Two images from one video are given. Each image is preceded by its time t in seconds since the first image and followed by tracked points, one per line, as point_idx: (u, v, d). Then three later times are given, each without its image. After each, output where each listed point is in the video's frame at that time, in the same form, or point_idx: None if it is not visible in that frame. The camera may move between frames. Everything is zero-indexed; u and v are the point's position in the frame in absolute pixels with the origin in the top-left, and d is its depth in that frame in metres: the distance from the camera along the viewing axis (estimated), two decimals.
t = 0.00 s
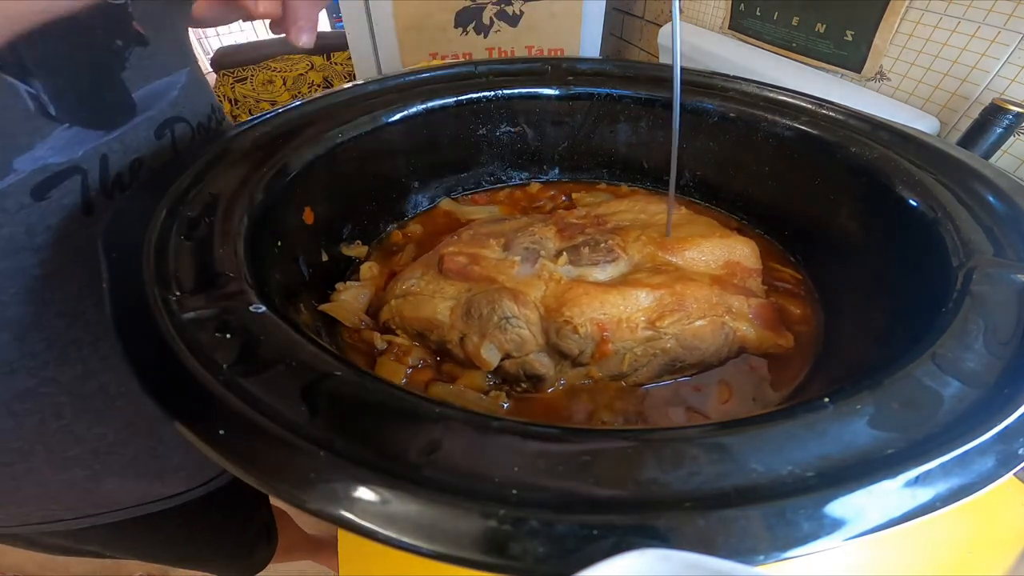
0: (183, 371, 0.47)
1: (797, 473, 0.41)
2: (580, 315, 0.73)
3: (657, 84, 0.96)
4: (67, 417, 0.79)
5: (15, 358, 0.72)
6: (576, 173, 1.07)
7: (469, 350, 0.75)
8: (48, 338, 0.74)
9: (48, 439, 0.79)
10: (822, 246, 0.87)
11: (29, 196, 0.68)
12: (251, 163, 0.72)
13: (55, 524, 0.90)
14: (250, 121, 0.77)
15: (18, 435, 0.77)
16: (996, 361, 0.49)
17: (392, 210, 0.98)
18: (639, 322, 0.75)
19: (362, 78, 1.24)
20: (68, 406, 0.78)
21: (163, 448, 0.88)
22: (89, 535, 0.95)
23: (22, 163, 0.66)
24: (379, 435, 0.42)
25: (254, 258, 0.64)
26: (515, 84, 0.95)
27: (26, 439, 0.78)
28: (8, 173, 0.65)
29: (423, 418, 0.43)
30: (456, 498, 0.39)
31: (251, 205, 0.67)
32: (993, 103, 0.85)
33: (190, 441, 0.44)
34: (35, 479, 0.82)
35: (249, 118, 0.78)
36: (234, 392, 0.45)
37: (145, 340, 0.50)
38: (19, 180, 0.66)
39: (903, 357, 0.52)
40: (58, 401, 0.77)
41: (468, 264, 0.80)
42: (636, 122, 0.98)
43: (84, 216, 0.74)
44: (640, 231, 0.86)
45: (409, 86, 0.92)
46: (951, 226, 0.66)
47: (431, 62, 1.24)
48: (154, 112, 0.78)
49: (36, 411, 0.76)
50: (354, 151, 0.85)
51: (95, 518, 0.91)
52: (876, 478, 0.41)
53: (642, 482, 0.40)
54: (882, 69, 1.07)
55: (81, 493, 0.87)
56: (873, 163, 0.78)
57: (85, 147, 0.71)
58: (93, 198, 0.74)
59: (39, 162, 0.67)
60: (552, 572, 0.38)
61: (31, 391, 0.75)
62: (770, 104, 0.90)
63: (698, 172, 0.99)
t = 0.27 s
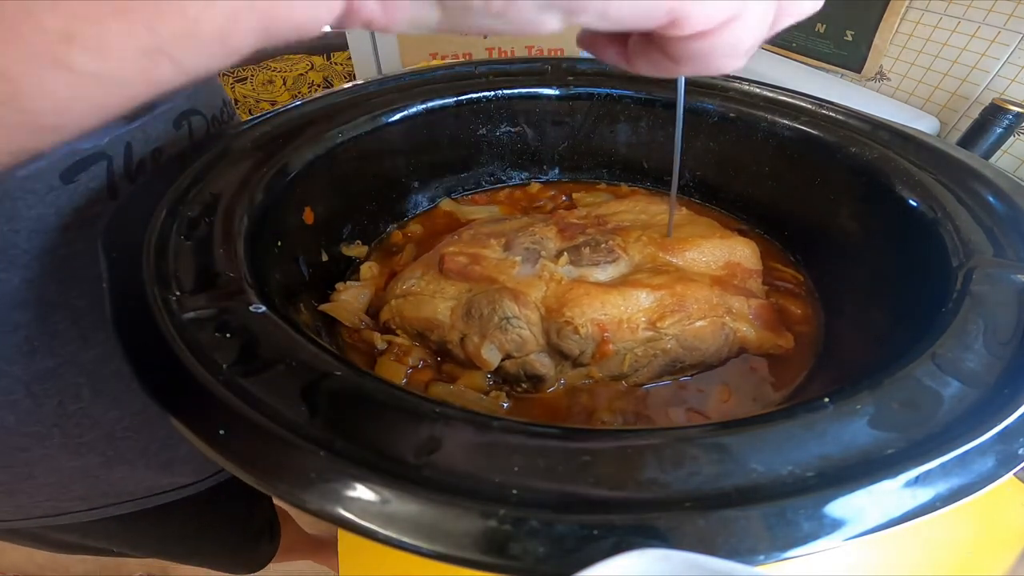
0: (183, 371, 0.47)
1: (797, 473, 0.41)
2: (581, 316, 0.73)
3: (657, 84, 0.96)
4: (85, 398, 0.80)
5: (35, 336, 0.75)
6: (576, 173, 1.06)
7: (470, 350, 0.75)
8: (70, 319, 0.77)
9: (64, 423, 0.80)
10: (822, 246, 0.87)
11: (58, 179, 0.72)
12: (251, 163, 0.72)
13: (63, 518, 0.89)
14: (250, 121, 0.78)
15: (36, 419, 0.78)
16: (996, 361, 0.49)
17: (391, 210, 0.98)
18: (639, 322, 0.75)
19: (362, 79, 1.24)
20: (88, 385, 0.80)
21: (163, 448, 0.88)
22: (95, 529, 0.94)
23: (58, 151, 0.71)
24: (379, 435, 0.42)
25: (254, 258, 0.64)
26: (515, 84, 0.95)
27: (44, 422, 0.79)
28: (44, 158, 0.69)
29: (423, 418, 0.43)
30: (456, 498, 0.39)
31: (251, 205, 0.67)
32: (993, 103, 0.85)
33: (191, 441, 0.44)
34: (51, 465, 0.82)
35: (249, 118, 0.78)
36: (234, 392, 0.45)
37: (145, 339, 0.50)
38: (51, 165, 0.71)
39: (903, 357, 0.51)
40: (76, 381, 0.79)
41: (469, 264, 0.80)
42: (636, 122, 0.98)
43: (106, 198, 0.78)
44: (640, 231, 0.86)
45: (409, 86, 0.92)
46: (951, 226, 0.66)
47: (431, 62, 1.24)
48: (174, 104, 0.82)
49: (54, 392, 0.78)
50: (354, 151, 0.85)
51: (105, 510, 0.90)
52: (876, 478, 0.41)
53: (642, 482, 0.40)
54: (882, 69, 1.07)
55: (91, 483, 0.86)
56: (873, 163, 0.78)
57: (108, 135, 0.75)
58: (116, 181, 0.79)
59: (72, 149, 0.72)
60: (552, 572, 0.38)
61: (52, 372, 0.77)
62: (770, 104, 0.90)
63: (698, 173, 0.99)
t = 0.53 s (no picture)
0: (183, 371, 0.47)
1: (797, 473, 0.41)
2: (583, 315, 0.73)
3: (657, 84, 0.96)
4: (89, 394, 0.80)
5: (41, 328, 0.75)
6: (576, 173, 1.06)
7: (471, 349, 0.75)
8: (76, 312, 0.77)
9: (68, 419, 0.80)
10: (823, 246, 0.87)
11: (65, 172, 0.73)
12: (252, 163, 0.72)
13: (66, 514, 0.89)
14: (249, 122, 0.78)
15: (40, 413, 0.78)
16: (996, 361, 0.49)
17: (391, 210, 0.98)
18: (640, 322, 0.75)
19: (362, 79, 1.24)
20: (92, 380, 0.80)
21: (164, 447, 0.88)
22: (98, 526, 0.94)
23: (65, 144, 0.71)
24: (379, 435, 0.42)
25: (254, 258, 0.64)
26: (515, 84, 0.95)
27: (47, 418, 0.79)
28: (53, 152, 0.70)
29: (423, 418, 0.43)
30: (456, 498, 0.39)
31: (251, 204, 0.68)
32: (993, 103, 0.85)
33: (191, 441, 0.44)
34: (54, 461, 0.82)
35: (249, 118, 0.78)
36: (234, 392, 0.45)
37: (145, 339, 0.50)
38: (59, 159, 0.71)
39: (903, 357, 0.51)
40: (81, 375, 0.79)
41: (471, 263, 0.80)
42: (636, 122, 0.98)
43: (111, 194, 0.79)
44: (641, 231, 0.86)
45: (410, 85, 0.92)
46: (951, 226, 0.67)
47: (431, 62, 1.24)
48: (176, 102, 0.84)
49: (59, 385, 0.78)
50: (355, 151, 0.85)
51: (108, 507, 0.90)
52: (876, 478, 0.41)
53: (641, 482, 0.40)
54: (882, 69, 1.07)
55: (94, 480, 0.86)
56: (874, 163, 0.78)
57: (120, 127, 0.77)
58: (122, 177, 0.79)
59: (79, 143, 0.73)
60: (552, 572, 0.38)
61: (57, 365, 0.77)
62: (770, 104, 0.90)
63: (698, 173, 0.99)
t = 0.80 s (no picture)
0: (183, 371, 0.47)
1: (797, 473, 0.41)
2: (577, 318, 0.73)
3: (657, 84, 0.96)
4: (91, 390, 0.80)
5: (43, 325, 0.75)
6: (576, 173, 1.06)
7: (467, 351, 0.75)
8: (79, 308, 0.77)
9: (71, 414, 0.80)
10: (823, 246, 0.87)
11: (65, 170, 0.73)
12: (252, 163, 0.72)
13: (67, 512, 0.88)
14: (249, 122, 0.78)
15: (43, 411, 0.78)
16: (996, 361, 0.49)
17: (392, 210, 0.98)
18: (638, 324, 0.75)
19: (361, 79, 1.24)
20: (94, 377, 0.80)
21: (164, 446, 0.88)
22: (100, 525, 0.94)
23: (63, 142, 0.72)
24: (379, 435, 0.42)
25: (254, 258, 0.64)
26: (515, 83, 0.95)
27: (49, 414, 0.79)
28: (51, 151, 0.71)
29: (423, 418, 0.43)
30: (456, 498, 0.40)
31: (251, 205, 0.68)
32: (993, 103, 0.85)
33: (191, 441, 0.44)
34: (56, 457, 0.82)
35: (249, 118, 0.78)
36: (234, 392, 0.45)
37: (145, 339, 0.50)
38: (60, 157, 0.72)
39: (903, 357, 0.51)
40: (83, 371, 0.79)
41: (467, 265, 0.80)
42: (636, 122, 0.98)
43: (113, 191, 0.79)
44: (641, 231, 0.87)
45: (410, 86, 0.92)
46: (951, 226, 0.66)
47: (431, 62, 1.24)
48: (178, 101, 0.84)
49: (61, 382, 0.78)
50: (355, 151, 0.86)
51: (109, 505, 0.90)
52: (876, 478, 0.41)
53: (642, 482, 0.40)
54: (882, 69, 1.07)
55: (95, 477, 0.86)
56: (873, 163, 0.78)
57: (119, 128, 0.77)
58: (124, 175, 0.79)
59: (78, 141, 0.73)
60: (552, 572, 0.38)
61: (58, 362, 0.77)
62: (770, 104, 0.90)
63: (698, 173, 0.99)
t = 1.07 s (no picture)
0: (183, 371, 0.47)
1: (797, 473, 0.41)
2: (579, 317, 0.73)
3: (657, 84, 0.95)
4: (98, 385, 0.80)
5: (48, 323, 0.75)
6: (576, 173, 1.07)
7: (468, 349, 0.75)
8: (82, 307, 0.77)
9: (75, 412, 0.80)
10: (823, 246, 0.87)
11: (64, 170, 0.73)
12: (251, 163, 0.72)
13: (65, 511, 0.89)
14: (249, 122, 0.77)
15: (48, 408, 0.77)
16: (996, 361, 0.49)
17: (392, 210, 0.98)
18: (638, 324, 0.75)
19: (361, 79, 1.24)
20: (98, 373, 0.80)
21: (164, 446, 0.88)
22: (101, 523, 0.94)
23: (68, 142, 0.72)
24: (379, 435, 0.42)
25: (254, 258, 0.64)
26: (515, 84, 0.95)
27: (54, 413, 0.78)
28: (56, 150, 0.71)
29: (424, 417, 0.43)
30: (456, 498, 0.40)
31: (251, 205, 0.68)
32: (993, 103, 0.85)
33: (190, 441, 0.44)
34: (59, 455, 0.82)
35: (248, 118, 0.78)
36: (234, 392, 0.45)
37: (144, 340, 0.50)
38: (66, 156, 0.72)
39: (903, 356, 0.52)
40: (87, 370, 0.79)
41: (469, 264, 0.80)
42: (636, 122, 0.98)
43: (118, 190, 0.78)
44: (643, 232, 0.86)
45: (409, 85, 0.92)
46: (951, 226, 0.66)
47: (431, 62, 1.24)
48: (179, 100, 0.84)
49: (65, 379, 0.77)
50: (355, 151, 0.85)
51: (107, 504, 0.90)
52: (876, 478, 0.41)
53: (642, 482, 0.40)
54: (882, 69, 1.07)
55: (98, 475, 0.86)
56: (873, 162, 0.78)
57: (124, 128, 0.77)
58: (129, 175, 0.79)
59: (83, 140, 0.73)
60: (552, 572, 0.38)
61: (62, 359, 0.77)
62: (770, 104, 0.90)
63: (699, 173, 1.00)
